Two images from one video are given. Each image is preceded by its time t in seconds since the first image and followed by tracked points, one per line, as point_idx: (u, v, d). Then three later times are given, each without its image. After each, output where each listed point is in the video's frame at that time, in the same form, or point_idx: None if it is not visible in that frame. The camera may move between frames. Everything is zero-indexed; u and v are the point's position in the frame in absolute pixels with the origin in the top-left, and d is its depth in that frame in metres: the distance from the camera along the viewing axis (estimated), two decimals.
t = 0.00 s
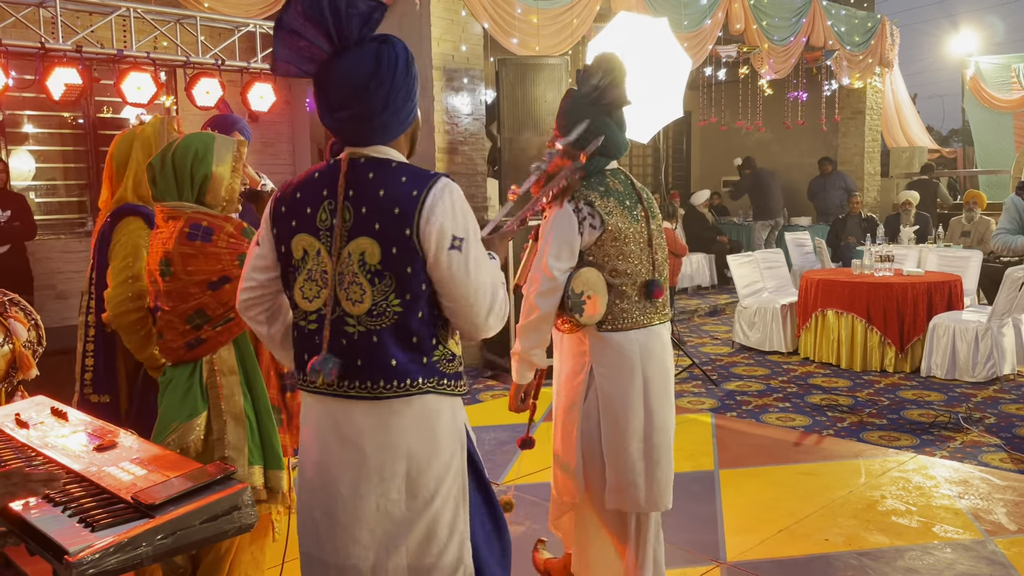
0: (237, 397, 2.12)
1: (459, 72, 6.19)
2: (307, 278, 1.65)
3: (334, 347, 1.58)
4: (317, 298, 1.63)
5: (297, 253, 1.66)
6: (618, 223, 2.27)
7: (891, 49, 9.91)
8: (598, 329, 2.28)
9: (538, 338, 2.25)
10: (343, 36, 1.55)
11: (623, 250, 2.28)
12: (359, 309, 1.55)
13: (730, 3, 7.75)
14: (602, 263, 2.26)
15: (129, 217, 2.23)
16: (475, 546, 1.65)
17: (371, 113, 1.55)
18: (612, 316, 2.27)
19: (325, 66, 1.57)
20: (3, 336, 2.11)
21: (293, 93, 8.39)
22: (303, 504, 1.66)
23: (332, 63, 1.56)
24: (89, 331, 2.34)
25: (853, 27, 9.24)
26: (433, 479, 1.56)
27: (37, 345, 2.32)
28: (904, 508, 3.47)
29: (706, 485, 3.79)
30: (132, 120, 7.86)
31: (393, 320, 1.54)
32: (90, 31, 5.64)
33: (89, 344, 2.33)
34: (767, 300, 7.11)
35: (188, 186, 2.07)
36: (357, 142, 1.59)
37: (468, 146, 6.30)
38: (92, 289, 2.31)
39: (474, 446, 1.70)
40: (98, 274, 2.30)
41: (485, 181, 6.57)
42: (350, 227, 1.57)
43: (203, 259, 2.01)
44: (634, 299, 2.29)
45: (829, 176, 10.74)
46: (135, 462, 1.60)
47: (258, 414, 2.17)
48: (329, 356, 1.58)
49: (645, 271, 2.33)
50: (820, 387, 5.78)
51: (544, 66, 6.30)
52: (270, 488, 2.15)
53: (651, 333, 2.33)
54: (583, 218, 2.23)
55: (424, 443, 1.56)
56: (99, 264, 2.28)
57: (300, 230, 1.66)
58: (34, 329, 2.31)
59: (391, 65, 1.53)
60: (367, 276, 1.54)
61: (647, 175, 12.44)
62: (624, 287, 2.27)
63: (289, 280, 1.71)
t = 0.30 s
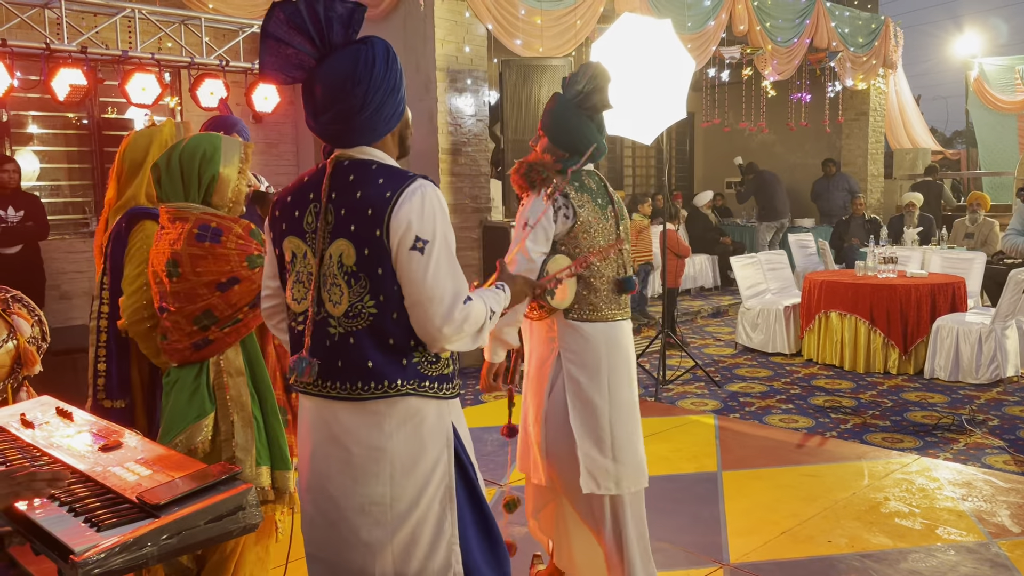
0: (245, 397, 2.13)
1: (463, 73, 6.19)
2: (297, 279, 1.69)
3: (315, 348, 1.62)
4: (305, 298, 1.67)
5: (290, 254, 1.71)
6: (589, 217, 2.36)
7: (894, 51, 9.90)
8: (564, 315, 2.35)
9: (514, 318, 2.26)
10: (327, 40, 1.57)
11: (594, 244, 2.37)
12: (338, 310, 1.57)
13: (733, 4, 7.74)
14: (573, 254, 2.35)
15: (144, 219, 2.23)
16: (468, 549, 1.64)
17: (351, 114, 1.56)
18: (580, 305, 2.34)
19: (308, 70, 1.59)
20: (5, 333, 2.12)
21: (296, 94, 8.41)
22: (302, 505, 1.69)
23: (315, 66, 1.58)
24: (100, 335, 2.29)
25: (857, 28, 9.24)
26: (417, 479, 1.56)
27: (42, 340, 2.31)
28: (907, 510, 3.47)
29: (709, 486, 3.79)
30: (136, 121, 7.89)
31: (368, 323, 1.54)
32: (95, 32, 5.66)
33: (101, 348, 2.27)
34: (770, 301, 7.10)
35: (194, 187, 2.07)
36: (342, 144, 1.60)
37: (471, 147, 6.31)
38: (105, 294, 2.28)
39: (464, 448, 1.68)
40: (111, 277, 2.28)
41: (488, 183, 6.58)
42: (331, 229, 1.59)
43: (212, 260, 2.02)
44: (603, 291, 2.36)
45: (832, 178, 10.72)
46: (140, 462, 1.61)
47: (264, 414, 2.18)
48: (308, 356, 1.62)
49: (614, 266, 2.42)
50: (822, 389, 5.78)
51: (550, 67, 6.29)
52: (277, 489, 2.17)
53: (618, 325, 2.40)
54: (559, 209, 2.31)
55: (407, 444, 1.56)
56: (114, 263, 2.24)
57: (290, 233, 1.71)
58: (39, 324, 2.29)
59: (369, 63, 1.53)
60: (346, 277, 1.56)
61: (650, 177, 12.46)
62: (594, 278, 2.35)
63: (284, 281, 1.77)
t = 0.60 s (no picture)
0: (252, 398, 2.14)
1: (467, 74, 6.20)
2: (303, 278, 1.70)
3: (320, 344, 1.62)
4: (311, 298, 1.68)
5: (296, 255, 1.72)
6: (574, 214, 2.48)
7: (899, 52, 9.89)
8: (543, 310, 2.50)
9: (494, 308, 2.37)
10: (338, 42, 1.60)
11: (577, 241, 2.49)
12: (342, 308, 1.57)
13: (738, 5, 7.73)
14: (556, 250, 2.47)
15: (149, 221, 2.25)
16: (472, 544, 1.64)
17: (355, 112, 1.56)
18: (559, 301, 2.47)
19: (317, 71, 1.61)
20: (10, 334, 2.09)
21: (300, 95, 8.43)
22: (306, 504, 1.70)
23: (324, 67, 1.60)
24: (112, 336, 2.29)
25: (862, 30, 9.24)
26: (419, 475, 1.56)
27: (47, 341, 2.27)
28: (911, 513, 3.46)
29: (712, 488, 3.79)
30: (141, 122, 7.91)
31: (369, 319, 1.55)
32: (100, 33, 5.68)
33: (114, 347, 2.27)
34: (774, 303, 7.10)
35: (201, 188, 2.08)
36: (346, 145, 1.61)
37: (475, 148, 6.31)
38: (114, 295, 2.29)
39: (468, 447, 1.68)
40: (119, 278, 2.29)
41: (492, 184, 6.58)
42: (334, 227, 1.59)
43: (221, 262, 2.03)
44: (581, 289, 2.49)
45: (836, 180, 10.71)
46: (146, 463, 1.61)
47: (271, 415, 2.18)
48: (316, 352, 1.62)
49: (596, 264, 2.54)
50: (826, 391, 5.77)
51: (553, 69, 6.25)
52: (284, 489, 2.17)
53: (595, 322, 2.54)
54: (546, 203, 2.42)
55: (409, 440, 1.56)
56: (119, 264, 2.24)
57: (296, 231, 1.71)
58: (43, 325, 2.25)
59: (372, 63, 1.54)
60: (348, 274, 1.56)
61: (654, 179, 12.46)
62: (574, 276, 2.48)
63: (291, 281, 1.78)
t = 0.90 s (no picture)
0: (264, 398, 2.15)
1: (471, 75, 6.20)
2: (323, 281, 1.72)
3: (340, 347, 1.64)
4: (330, 301, 1.69)
5: (316, 258, 1.74)
6: (546, 219, 2.48)
7: (904, 54, 9.88)
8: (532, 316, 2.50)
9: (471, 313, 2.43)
10: (359, 42, 1.61)
11: (552, 244, 2.48)
12: (359, 310, 1.59)
13: (743, 7, 7.72)
14: (531, 254, 2.47)
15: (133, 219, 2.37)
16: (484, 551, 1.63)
17: (371, 114, 1.57)
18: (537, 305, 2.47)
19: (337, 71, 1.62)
20: (15, 333, 2.06)
21: (305, 96, 8.45)
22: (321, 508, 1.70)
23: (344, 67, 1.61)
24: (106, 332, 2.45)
25: (867, 31, 9.23)
26: (434, 481, 1.56)
27: (52, 342, 2.26)
28: (917, 515, 3.45)
29: (717, 491, 3.78)
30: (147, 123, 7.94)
31: (385, 323, 1.55)
32: (105, 35, 5.70)
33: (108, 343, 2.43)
34: (778, 305, 7.09)
35: (211, 190, 2.07)
36: (363, 146, 1.62)
37: (479, 149, 6.31)
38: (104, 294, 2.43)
39: (484, 456, 1.66)
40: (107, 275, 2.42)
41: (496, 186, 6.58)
42: (353, 230, 1.61)
43: (234, 262, 2.03)
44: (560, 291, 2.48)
45: (841, 182, 10.70)
46: (152, 463, 1.62)
47: (282, 415, 2.18)
48: (338, 356, 1.63)
49: (575, 266, 2.52)
50: (831, 393, 5.76)
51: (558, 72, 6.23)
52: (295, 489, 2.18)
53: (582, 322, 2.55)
54: (515, 211, 2.46)
55: (425, 446, 1.56)
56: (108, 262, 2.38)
57: (316, 236, 1.74)
58: (48, 326, 2.24)
59: (388, 65, 1.55)
60: (365, 278, 1.58)
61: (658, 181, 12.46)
62: (550, 280, 2.47)
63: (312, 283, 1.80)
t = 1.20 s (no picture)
0: (281, 399, 2.18)
1: (476, 76, 6.20)
2: (348, 282, 1.74)
3: (363, 348, 1.67)
4: (355, 302, 1.72)
5: (344, 259, 1.77)
6: (502, 226, 2.49)
7: (908, 55, 9.86)
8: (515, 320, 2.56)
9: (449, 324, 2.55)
10: (377, 42, 1.62)
11: (507, 250, 2.48)
12: (381, 313, 1.61)
13: (747, 8, 7.71)
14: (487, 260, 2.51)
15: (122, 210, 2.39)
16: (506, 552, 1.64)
17: (392, 114, 1.58)
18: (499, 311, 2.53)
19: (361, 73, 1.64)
20: (21, 332, 2.07)
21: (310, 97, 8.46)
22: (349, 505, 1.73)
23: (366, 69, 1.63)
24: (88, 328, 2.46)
25: (871, 32, 9.22)
26: (454, 484, 1.57)
27: (58, 340, 2.26)
28: (921, 518, 3.44)
29: (721, 492, 3.78)
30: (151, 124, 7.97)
31: (406, 326, 1.57)
32: (110, 36, 5.72)
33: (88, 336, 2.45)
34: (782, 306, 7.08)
35: (225, 193, 2.08)
36: (386, 147, 1.63)
37: (483, 151, 6.31)
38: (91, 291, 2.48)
39: (507, 458, 1.67)
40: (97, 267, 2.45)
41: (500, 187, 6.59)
42: (376, 232, 1.62)
43: (255, 263, 2.02)
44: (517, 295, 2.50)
45: (845, 183, 10.68)
46: (158, 463, 1.63)
47: (299, 416, 2.23)
48: (358, 358, 1.66)
49: (534, 269, 2.49)
50: (835, 395, 5.75)
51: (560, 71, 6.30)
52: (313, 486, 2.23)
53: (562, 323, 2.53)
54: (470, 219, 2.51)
55: (445, 448, 1.57)
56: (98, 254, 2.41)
57: (344, 237, 1.77)
58: (54, 324, 2.24)
59: (404, 64, 1.55)
60: (387, 280, 1.59)
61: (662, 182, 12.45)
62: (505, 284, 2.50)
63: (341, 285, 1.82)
